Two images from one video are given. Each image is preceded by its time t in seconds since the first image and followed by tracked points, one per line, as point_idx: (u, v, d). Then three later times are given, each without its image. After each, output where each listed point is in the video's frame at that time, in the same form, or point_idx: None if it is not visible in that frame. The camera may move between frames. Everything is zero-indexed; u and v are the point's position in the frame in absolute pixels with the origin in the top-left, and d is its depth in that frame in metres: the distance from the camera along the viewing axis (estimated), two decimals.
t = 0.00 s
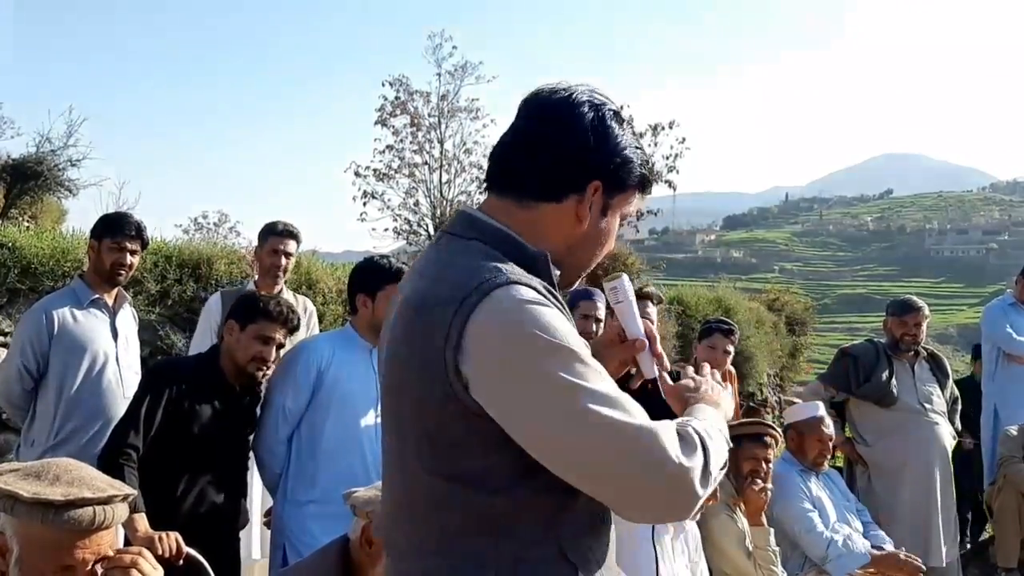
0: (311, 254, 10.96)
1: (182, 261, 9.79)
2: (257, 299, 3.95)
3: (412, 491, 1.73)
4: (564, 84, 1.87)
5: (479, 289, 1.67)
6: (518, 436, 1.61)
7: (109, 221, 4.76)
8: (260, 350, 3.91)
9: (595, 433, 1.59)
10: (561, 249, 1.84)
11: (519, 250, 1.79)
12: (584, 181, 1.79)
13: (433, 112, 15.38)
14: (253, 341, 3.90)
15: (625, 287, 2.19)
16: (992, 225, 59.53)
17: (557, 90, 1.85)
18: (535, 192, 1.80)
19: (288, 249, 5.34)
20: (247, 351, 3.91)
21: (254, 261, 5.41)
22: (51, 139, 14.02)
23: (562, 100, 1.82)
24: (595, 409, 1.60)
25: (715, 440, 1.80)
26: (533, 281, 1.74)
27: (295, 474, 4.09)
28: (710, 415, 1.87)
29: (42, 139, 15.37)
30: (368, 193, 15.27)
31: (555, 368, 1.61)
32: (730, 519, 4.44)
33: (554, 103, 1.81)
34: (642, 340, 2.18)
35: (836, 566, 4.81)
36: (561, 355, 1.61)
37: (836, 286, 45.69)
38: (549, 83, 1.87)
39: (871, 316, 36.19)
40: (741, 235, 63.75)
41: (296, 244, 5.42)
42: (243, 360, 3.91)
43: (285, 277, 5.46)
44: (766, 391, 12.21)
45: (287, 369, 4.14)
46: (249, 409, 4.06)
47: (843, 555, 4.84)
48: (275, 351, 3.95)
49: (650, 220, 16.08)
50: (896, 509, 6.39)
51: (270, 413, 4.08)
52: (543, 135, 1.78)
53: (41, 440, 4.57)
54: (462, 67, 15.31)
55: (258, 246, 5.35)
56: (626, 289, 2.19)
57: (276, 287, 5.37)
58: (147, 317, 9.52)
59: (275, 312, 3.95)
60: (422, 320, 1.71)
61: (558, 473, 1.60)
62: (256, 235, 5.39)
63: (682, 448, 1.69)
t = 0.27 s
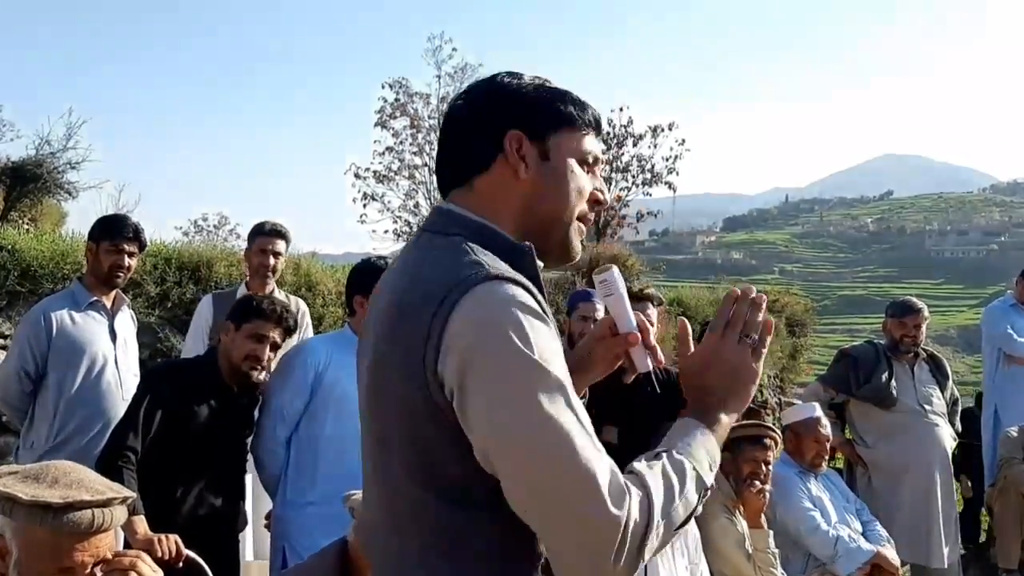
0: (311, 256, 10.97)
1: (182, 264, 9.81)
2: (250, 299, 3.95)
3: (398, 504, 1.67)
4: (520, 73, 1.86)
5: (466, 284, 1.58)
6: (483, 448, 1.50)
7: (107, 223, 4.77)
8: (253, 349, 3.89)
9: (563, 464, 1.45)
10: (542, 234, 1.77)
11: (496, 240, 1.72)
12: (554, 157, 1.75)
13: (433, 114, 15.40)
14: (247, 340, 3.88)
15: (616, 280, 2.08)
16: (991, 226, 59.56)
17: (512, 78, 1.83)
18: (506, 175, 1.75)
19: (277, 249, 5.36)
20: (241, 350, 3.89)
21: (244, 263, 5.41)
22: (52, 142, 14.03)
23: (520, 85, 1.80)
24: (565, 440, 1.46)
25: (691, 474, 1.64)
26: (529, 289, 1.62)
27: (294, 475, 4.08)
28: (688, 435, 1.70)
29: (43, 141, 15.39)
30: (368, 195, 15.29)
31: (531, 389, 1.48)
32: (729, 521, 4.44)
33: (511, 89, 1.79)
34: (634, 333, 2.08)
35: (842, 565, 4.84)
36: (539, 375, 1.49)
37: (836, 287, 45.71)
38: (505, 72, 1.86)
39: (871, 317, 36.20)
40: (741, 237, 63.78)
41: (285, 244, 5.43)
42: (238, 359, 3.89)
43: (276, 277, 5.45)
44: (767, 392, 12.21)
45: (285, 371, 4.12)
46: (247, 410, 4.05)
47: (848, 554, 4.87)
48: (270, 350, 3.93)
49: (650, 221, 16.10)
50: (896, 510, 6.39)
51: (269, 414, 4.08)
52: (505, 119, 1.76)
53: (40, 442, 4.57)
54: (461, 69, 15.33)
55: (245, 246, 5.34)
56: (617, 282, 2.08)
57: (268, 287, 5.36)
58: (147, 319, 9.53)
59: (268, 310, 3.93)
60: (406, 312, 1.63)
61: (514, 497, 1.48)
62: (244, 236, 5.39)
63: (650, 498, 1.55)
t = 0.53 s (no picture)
0: (311, 265, 10.98)
1: (182, 275, 9.83)
2: (258, 314, 3.97)
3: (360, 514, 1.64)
4: (532, 78, 1.86)
5: (377, 285, 1.56)
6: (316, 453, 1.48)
7: (108, 235, 4.77)
8: (269, 367, 3.95)
9: (353, 496, 1.39)
10: (506, 249, 1.78)
11: (448, 251, 1.77)
12: (531, 173, 1.73)
13: (432, 122, 15.43)
14: (262, 358, 3.93)
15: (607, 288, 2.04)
16: (993, 226, 59.55)
17: (520, 82, 1.84)
18: (480, 186, 1.76)
19: (263, 256, 5.36)
20: (256, 368, 3.93)
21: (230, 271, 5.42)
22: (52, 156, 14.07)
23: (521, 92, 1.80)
24: (368, 473, 1.39)
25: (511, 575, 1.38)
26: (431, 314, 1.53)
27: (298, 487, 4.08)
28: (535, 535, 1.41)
29: (43, 155, 15.43)
30: (368, 204, 15.32)
31: (361, 410, 1.42)
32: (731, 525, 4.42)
33: (512, 94, 1.79)
34: (624, 344, 1.99)
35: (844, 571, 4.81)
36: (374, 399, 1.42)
37: (838, 289, 45.69)
38: (515, 75, 1.86)
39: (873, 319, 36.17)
40: (741, 240, 63.79)
41: (271, 251, 5.45)
42: (252, 377, 3.94)
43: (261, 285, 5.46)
44: (769, 395, 12.20)
45: (288, 383, 4.13)
46: (247, 419, 4.02)
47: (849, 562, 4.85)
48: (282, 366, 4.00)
49: (650, 225, 16.11)
50: (900, 512, 6.37)
51: (273, 426, 4.09)
52: (494, 126, 1.76)
53: (41, 455, 4.56)
54: (460, 76, 15.37)
55: (233, 256, 5.35)
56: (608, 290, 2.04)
57: (253, 295, 5.37)
58: (148, 332, 9.54)
59: (279, 327, 3.99)
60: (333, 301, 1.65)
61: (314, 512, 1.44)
62: (231, 245, 5.40)
63: (451, 571, 1.36)
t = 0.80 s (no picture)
0: (310, 281, 10.98)
1: (180, 294, 9.84)
2: (252, 329, 3.99)
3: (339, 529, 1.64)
4: (508, 86, 1.88)
5: (327, 302, 1.63)
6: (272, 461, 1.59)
7: (110, 257, 4.79)
8: (267, 379, 3.98)
9: (298, 506, 1.49)
10: (475, 258, 1.80)
11: (415, 264, 1.80)
12: (499, 181, 1.74)
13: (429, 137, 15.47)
14: (260, 371, 3.95)
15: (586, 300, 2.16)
16: (992, 232, 59.58)
17: (495, 90, 1.86)
18: (451, 195, 1.78)
19: (253, 272, 5.39)
20: (254, 381, 3.96)
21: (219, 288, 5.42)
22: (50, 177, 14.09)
23: (495, 100, 1.82)
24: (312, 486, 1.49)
25: None
26: (378, 331, 1.60)
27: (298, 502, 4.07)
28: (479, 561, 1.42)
29: (42, 177, 15.46)
30: (366, 220, 15.34)
31: (305, 427, 1.51)
32: (732, 532, 4.41)
33: (485, 102, 1.82)
34: (600, 352, 1.98)
35: None
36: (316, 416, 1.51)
37: (838, 297, 45.68)
38: (492, 83, 1.89)
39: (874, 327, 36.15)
40: (741, 251, 63.83)
41: (259, 267, 5.47)
42: (252, 391, 3.97)
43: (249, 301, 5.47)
44: (770, 405, 12.18)
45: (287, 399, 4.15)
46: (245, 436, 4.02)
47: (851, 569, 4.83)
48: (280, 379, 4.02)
49: (649, 237, 16.12)
50: (902, 519, 6.36)
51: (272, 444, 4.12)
52: (465, 134, 1.78)
53: (41, 475, 4.56)
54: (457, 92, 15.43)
55: (223, 272, 5.36)
56: (588, 300, 2.15)
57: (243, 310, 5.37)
58: (148, 351, 9.54)
59: (274, 339, 4.02)
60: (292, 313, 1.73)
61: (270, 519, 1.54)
62: (220, 262, 5.41)
63: None
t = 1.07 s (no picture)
0: (307, 289, 10.98)
1: (178, 303, 9.84)
2: (247, 338, 4.02)
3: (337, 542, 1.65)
4: (504, 99, 1.87)
5: (335, 299, 1.62)
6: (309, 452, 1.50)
7: (98, 267, 4.76)
8: (263, 387, 4.00)
9: (353, 465, 1.39)
10: (475, 267, 1.81)
11: (416, 268, 1.81)
12: (495, 194, 1.74)
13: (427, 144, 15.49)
14: (256, 380, 3.97)
15: (581, 301, 2.09)
16: (988, 238, 59.68)
17: (491, 103, 1.86)
18: (449, 206, 1.79)
19: (249, 282, 5.40)
20: (250, 390, 3.98)
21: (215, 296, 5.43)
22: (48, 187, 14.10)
23: (491, 113, 1.82)
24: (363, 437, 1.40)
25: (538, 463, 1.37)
26: (391, 321, 1.59)
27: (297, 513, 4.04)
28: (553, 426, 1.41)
29: (40, 186, 15.47)
30: (364, 228, 15.35)
31: (336, 392, 1.43)
32: (730, 539, 4.41)
33: (480, 116, 1.82)
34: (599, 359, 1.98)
35: None
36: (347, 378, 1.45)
37: (836, 303, 45.72)
38: (488, 96, 1.88)
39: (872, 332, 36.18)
40: (738, 256, 63.88)
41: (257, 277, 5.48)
42: (249, 400, 3.98)
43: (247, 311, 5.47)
44: (768, 411, 12.18)
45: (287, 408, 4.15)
46: (243, 443, 4.02)
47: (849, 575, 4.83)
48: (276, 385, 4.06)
49: (646, 244, 16.13)
50: (900, 525, 6.36)
51: (271, 453, 4.10)
52: (461, 148, 1.78)
53: (40, 485, 4.56)
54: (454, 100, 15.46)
55: (219, 281, 5.36)
56: (582, 302, 2.09)
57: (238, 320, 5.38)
58: (145, 360, 9.54)
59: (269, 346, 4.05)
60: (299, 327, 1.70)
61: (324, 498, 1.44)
62: (215, 271, 5.42)
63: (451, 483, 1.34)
